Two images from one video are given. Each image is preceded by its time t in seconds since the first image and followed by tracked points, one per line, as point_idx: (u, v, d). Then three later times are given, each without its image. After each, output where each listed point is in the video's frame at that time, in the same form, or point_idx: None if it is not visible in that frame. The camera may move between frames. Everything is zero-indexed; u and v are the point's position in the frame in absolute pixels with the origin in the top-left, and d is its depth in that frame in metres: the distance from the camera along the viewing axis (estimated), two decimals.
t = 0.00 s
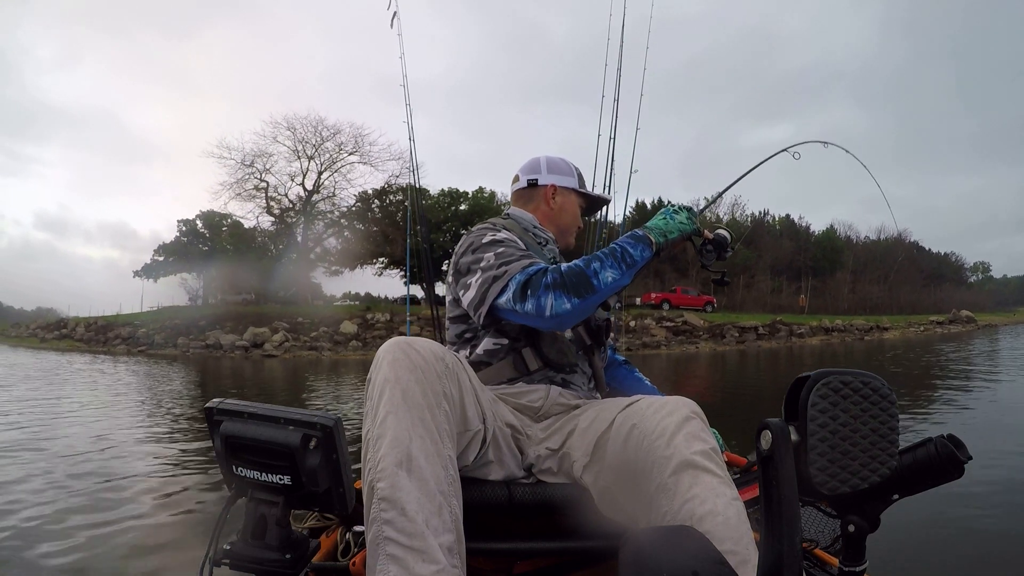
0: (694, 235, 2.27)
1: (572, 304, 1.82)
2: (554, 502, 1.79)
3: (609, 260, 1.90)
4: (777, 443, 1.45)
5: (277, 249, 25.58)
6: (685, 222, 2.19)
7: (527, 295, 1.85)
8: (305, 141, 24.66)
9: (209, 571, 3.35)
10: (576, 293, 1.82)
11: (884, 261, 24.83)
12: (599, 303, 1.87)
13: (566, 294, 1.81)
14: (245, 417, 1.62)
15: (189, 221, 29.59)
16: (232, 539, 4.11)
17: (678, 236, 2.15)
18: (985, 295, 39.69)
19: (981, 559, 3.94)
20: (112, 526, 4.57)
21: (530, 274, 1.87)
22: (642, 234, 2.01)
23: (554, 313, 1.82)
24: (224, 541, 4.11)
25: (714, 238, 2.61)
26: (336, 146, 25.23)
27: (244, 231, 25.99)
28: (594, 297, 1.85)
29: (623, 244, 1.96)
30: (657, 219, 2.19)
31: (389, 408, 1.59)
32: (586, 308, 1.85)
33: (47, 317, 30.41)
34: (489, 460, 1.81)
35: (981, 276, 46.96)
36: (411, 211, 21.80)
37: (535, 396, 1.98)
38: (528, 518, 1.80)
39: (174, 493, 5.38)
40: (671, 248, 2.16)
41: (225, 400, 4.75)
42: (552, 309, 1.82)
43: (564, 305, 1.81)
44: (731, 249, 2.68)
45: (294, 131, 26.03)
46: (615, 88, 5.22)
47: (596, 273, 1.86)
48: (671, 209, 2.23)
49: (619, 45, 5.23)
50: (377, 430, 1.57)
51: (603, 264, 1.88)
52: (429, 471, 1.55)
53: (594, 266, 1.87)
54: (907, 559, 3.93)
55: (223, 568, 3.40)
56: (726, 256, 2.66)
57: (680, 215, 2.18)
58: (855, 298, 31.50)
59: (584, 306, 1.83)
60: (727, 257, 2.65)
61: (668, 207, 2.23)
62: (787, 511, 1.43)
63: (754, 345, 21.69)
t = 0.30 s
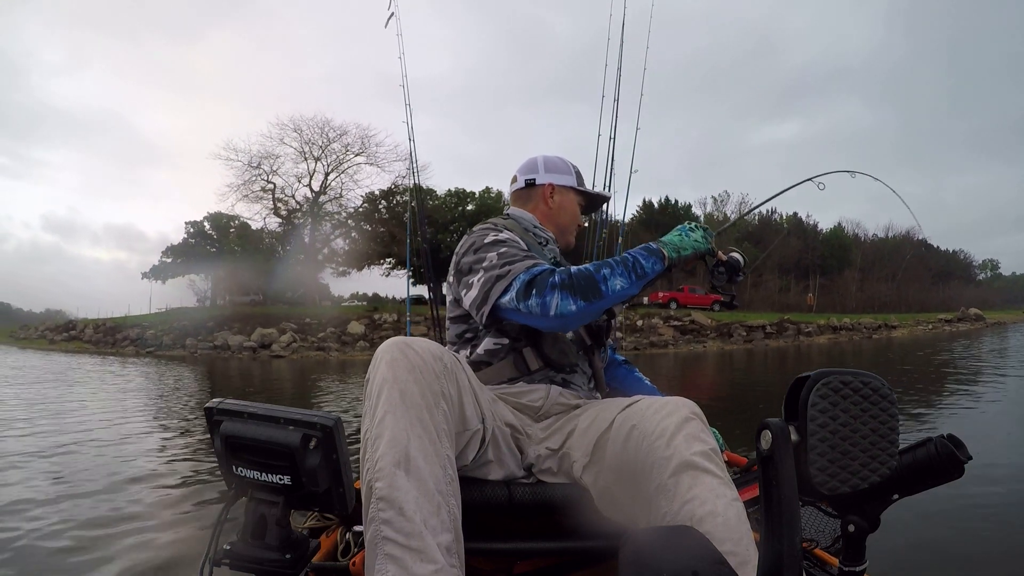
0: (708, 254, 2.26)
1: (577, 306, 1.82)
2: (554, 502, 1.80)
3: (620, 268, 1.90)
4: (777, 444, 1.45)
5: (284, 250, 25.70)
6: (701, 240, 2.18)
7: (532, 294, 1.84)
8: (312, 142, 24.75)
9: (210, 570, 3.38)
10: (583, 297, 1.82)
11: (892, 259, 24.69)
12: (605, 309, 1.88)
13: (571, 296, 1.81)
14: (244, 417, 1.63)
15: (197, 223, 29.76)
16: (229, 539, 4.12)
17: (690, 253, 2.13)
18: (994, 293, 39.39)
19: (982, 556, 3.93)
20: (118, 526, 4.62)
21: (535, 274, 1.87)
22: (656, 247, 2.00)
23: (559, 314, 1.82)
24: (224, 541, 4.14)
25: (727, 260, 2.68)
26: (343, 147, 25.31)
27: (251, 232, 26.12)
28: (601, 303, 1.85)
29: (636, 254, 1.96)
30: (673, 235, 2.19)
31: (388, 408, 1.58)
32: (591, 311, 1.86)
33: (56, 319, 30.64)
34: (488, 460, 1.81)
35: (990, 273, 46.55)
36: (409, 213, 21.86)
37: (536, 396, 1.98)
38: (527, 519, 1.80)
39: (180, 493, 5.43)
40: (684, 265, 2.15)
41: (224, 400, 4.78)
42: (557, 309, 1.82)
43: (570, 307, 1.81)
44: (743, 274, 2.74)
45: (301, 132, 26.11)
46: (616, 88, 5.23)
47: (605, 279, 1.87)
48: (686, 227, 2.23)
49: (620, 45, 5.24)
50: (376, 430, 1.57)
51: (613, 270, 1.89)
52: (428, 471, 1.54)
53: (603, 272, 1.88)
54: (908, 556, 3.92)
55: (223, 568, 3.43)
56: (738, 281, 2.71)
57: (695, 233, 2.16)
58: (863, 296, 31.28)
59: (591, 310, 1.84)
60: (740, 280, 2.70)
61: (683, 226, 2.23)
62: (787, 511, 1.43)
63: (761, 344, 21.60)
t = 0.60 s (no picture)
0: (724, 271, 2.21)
1: (579, 312, 1.82)
2: (554, 502, 1.80)
3: (626, 277, 1.88)
4: (777, 444, 1.44)
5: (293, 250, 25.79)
6: (716, 254, 2.13)
7: (534, 297, 1.84)
8: (320, 143, 24.82)
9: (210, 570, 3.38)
10: (584, 304, 1.82)
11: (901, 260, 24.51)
12: (608, 317, 1.87)
13: (574, 302, 1.81)
14: (245, 418, 1.64)
15: (205, 222, 29.91)
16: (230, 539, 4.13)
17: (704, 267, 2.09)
18: (1004, 294, 39.01)
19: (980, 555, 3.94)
20: (124, 525, 4.65)
21: (537, 278, 1.86)
22: (666, 258, 1.97)
23: (560, 318, 1.82)
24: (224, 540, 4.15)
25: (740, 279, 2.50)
26: (351, 147, 25.36)
27: (260, 232, 26.22)
28: (603, 312, 1.85)
29: (645, 265, 1.94)
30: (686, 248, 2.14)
31: (388, 407, 1.57)
32: (593, 318, 1.85)
33: (66, 318, 30.85)
34: (489, 460, 1.81)
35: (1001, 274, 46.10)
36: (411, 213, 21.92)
37: (536, 395, 1.99)
38: (529, 519, 1.80)
39: (186, 492, 5.46)
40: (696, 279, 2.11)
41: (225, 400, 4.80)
42: (558, 315, 1.82)
43: (572, 313, 1.81)
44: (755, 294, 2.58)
45: (310, 132, 26.19)
46: (619, 88, 5.24)
47: (609, 288, 1.86)
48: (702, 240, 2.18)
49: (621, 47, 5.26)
50: (376, 430, 1.56)
51: (619, 279, 1.88)
52: (428, 471, 1.54)
53: (608, 280, 1.87)
54: (907, 556, 3.92)
55: (224, 568, 3.44)
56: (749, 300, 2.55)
57: (711, 248, 2.11)
58: (873, 297, 31.05)
59: (592, 317, 1.83)
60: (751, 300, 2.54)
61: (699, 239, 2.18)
62: (787, 511, 1.42)
63: (770, 344, 21.50)
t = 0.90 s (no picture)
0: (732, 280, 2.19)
1: (581, 320, 1.82)
2: (554, 502, 1.80)
3: (630, 286, 1.88)
4: (777, 444, 1.44)
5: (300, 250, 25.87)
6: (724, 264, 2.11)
7: (536, 304, 1.84)
8: (328, 143, 24.91)
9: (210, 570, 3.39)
10: (587, 312, 1.81)
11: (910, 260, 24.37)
12: (611, 325, 1.86)
13: (576, 310, 1.81)
14: (245, 417, 1.65)
15: (213, 222, 30.06)
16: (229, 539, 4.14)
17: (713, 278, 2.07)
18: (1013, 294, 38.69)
19: (984, 555, 3.93)
20: (128, 524, 4.68)
21: (540, 284, 1.86)
22: (673, 268, 1.96)
23: (562, 325, 1.82)
24: (224, 540, 4.15)
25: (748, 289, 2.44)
26: (358, 148, 25.43)
27: (267, 231, 26.33)
28: (606, 320, 1.85)
29: (651, 273, 1.93)
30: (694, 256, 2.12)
31: (388, 407, 1.57)
32: (597, 326, 1.85)
33: (75, 317, 31.03)
34: (489, 460, 1.81)
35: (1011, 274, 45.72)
36: (412, 220, 21.80)
37: (536, 396, 1.99)
38: (529, 519, 1.80)
39: (192, 491, 5.49)
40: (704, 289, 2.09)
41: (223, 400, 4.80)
42: (561, 323, 1.82)
43: (574, 321, 1.81)
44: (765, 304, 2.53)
45: (317, 132, 26.33)
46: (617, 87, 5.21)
47: (613, 296, 1.85)
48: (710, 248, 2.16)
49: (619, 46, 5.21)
50: (376, 430, 1.56)
51: (623, 287, 1.87)
52: (428, 471, 1.54)
53: (613, 289, 1.86)
54: (911, 557, 3.90)
55: (224, 568, 3.45)
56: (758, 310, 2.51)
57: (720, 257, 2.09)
58: (881, 297, 30.88)
59: (595, 325, 1.83)
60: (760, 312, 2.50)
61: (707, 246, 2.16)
62: (787, 512, 1.42)
63: (777, 345, 21.40)
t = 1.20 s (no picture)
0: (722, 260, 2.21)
1: (573, 322, 1.83)
2: (554, 502, 1.81)
3: (620, 282, 1.88)
4: (777, 444, 1.44)
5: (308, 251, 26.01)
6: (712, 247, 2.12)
7: (528, 308, 1.85)
8: (335, 144, 25.00)
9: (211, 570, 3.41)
10: (579, 314, 1.82)
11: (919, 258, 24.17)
12: (603, 323, 1.87)
13: (568, 313, 1.82)
14: (245, 417, 1.67)
15: (222, 224, 30.24)
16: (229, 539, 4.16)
17: (703, 262, 2.08)
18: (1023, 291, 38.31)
19: (987, 555, 3.89)
20: (134, 524, 4.72)
21: (532, 287, 1.86)
22: (663, 258, 1.97)
23: (555, 329, 1.83)
24: (224, 541, 4.17)
25: (740, 270, 2.42)
26: (365, 149, 25.51)
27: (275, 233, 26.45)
28: (598, 319, 1.85)
29: (639, 266, 1.93)
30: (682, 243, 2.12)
31: (388, 408, 1.58)
32: (588, 326, 1.86)
33: (85, 319, 31.29)
34: (488, 461, 1.82)
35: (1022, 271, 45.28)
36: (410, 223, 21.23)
37: (535, 396, 1.99)
38: (529, 519, 1.81)
39: (199, 491, 5.53)
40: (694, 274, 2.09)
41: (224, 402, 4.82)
42: (554, 325, 1.83)
43: (566, 323, 1.82)
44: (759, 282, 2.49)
45: (325, 134, 26.42)
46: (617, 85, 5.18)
47: (603, 295, 1.86)
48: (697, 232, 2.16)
49: (620, 43, 5.16)
50: (375, 431, 1.56)
51: (613, 284, 1.87)
52: (427, 471, 1.54)
53: (603, 286, 1.86)
54: (915, 555, 3.88)
55: (225, 567, 3.47)
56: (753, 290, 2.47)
57: (707, 241, 2.10)
58: (891, 295, 30.66)
59: (586, 325, 1.84)
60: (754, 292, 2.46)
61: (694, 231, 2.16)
62: (787, 512, 1.42)
63: (785, 344, 21.31)
